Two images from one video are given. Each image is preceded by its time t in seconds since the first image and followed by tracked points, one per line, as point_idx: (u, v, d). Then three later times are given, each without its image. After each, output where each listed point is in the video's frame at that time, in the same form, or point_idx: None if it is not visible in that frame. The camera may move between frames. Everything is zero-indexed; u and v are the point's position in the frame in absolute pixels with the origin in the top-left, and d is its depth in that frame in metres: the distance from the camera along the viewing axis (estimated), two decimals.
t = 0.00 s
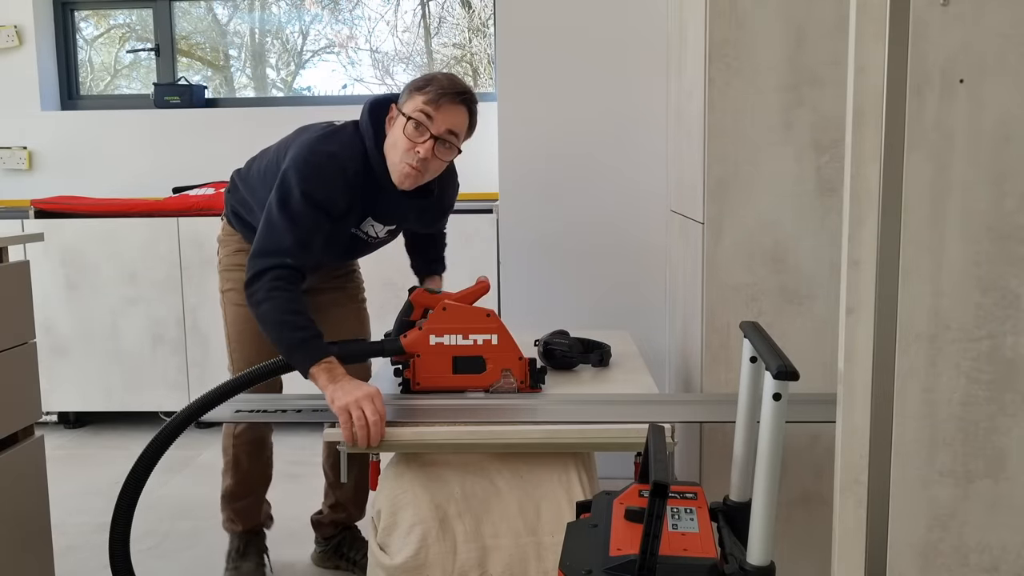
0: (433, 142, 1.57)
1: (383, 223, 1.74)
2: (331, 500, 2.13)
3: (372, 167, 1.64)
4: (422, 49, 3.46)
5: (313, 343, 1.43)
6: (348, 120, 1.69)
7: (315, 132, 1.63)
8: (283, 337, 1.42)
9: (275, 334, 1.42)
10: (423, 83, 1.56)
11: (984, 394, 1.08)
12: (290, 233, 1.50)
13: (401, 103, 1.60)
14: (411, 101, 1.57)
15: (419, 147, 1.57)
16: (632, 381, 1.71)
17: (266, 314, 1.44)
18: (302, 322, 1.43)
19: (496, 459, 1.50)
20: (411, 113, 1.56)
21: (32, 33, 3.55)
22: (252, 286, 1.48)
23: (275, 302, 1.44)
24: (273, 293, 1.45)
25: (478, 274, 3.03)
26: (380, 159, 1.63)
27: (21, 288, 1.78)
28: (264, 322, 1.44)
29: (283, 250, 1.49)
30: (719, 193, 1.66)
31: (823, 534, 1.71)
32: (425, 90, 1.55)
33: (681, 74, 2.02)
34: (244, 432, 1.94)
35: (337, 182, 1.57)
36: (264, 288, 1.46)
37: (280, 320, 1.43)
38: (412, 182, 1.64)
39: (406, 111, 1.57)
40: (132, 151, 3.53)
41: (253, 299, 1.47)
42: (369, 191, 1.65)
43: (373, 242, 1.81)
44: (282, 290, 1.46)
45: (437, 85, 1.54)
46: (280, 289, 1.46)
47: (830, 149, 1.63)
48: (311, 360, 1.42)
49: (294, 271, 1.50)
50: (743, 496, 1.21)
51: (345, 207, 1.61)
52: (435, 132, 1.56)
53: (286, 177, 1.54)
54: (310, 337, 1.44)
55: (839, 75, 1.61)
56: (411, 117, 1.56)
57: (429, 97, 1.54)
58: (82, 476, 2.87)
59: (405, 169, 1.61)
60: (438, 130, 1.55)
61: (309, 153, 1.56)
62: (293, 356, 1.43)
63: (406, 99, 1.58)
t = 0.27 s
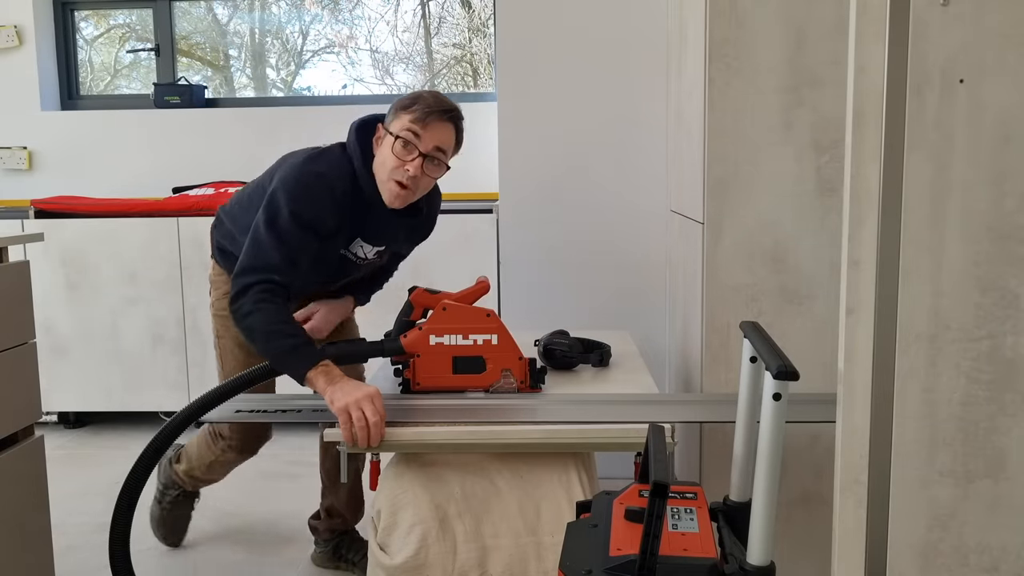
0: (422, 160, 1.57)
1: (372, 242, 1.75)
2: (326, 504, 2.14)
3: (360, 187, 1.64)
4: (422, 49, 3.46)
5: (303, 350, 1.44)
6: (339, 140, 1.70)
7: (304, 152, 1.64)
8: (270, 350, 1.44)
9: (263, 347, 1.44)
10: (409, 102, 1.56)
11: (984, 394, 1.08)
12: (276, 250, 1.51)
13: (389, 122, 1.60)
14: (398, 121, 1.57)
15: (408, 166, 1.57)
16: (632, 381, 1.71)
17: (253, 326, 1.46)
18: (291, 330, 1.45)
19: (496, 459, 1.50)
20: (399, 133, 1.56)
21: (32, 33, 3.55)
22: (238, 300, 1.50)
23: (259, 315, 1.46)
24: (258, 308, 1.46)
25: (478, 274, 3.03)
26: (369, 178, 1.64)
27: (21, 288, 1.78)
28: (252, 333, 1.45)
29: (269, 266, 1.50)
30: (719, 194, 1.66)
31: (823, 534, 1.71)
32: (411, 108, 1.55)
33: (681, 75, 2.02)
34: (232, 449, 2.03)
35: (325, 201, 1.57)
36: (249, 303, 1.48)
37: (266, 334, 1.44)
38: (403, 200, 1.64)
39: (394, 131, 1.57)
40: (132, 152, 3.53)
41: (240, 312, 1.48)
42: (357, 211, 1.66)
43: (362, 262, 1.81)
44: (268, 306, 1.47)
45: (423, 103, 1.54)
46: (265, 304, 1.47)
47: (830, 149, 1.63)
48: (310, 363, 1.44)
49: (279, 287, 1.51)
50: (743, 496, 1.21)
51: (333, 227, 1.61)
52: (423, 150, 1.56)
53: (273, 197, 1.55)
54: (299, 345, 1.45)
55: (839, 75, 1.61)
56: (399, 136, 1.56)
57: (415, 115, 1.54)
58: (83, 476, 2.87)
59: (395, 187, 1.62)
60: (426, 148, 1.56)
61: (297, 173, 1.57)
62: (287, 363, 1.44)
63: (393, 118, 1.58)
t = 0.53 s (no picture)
0: (390, 181, 1.61)
1: (345, 267, 1.76)
2: (321, 509, 2.14)
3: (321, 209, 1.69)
4: (422, 49, 3.47)
5: (297, 358, 1.45)
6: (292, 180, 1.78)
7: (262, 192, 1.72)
8: (263, 364, 1.45)
9: (254, 364, 1.45)
10: (360, 128, 1.58)
11: (984, 394, 1.08)
12: (249, 272, 1.56)
13: (342, 151, 1.62)
14: (354, 149, 1.59)
15: (380, 190, 1.61)
16: (632, 381, 1.71)
17: (243, 343, 1.47)
18: (280, 341, 1.46)
19: (496, 459, 1.50)
20: (360, 161, 1.59)
21: (32, 33, 3.55)
22: (223, 327, 1.52)
23: (244, 333, 1.48)
24: (242, 327, 1.49)
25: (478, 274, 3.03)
26: (336, 206, 1.67)
27: (20, 289, 1.78)
28: (241, 353, 1.47)
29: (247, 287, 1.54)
30: (719, 194, 1.66)
31: (823, 534, 1.71)
32: (364, 134, 1.58)
33: (681, 75, 2.02)
34: (221, 530, 1.98)
35: (287, 222, 1.62)
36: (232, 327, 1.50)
37: (254, 349, 1.46)
38: (378, 221, 1.68)
39: (353, 160, 1.60)
40: (132, 152, 3.53)
41: (228, 334, 1.50)
42: (324, 231, 1.70)
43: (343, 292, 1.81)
44: (252, 323, 1.49)
45: (376, 126, 1.57)
46: (249, 322, 1.49)
47: (830, 149, 1.63)
48: (305, 370, 1.44)
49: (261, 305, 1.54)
50: (743, 496, 1.21)
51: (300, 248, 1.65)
52: (389, 172, 1.60)
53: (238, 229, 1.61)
54: (292, 353, 1.45)
55: (839, 74, 1.61)
56: (362, 164, 1.59)
57: (372, 141, 1.57)
58: (83, 476, 2.86)
59: (369, 211, 1.65)
60: (392, 168, 1.59)
61: (256, 202, 1.63)
62: (285, 374, 1.44)
63: (347, 147, 1.60)
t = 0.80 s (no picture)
0: (350, 189, 1.68)
1: (318, 278, 1.82)
2: (322, 513, 2.14)
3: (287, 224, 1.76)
4: (422, 49, 3.47)
5: (297, 357, 1.45)
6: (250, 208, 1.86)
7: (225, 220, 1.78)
8: (267, 362, 1.45)
9: (256, 365, 1.46)
10: (311, 141, 1.65)
11: (984, 394, 1.08)
12: (234, 278, 1.59)
13: (297, 167, 1.68)
14: (309, 162, 1.66)
15: (341, 198, 1.68)
16: (632, 381, 1.71)
17: (240, 343, 1.48)
18: (279, 340, 1.47)
19: (496, 459, 1.50)
20: (317, 173, 1.65)
21: (32, 33, 3.55)
22: (219, 334, 1.52)
23: (241, 335, 1.48)
24: (239, 329, 1.49)
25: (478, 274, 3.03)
26: (299, 220, 1.73)
27: (20, 289, 1.78)
28: (241, 356, 1.47)
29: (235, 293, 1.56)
30: (718, 194, 1.66)
31: (823, 534, 1.71)
32: (317, 146, 1.64)
33: (681, 75, 2.02)
34: None
35: (257, 234, 1.69)
36: (227, 334, 1.50)
37: (255, 349, 1.46)
38: (344, 229, 1.75)
39: (310, 173, 1.66)
40: (132, 152, 3.53)
41: (224, 339, 1.51)
42: (293, 243, 1.77)
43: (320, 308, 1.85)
44: (249, 326, 1.50)
45: (327, 136, 1.64)
46: (245, 324, 1.50)
47: (830, 149, 1.63)
48: (306, 370, 1.44)
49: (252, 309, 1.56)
50: (743, 496, 1.21)
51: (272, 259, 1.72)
52: (347, 179, 1.67)
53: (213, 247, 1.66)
54: (291, 352, 1.45)
55: (839, 74, 1.61)
56: (319, 176, 1.65)
57: (326, 151, 1.64)
58: (83, 476, 2.86)
59: (334, 221, 1.71)
60: (350, 174, 1.67)
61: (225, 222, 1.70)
62: (286, 373, 1.44)
63: (302, 161, 1.66)
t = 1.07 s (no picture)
0: (325, 189, 1.71)
1: (295, 279, 1.83)
2: (324, 512, 2.12)
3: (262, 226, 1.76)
4: (422, 49, 3.47)
5: (284, 351, 1.43)
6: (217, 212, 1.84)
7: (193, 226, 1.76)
8: (255, 359, 1.42)
9: (244, 363, 1.43)
10: (285, 141, 1.67)
11: (984, 394, 1.08)
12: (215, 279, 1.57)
13: (272, 167, 1.70)
14: (284, 163, 1.68)
15: (317, 198, 1.70)
16: (632, 381, 1.71)
17: (226, 342, 1.45)
18: (264, 335, 1.45)
19: (496, 459, 1.50)
20: (292, 173, 1.68)
21: (32, 33, 3.55)
22: (201, 335, 1.48)
23: (226, 333, 1.46)
24: (224, 327, 1.47)
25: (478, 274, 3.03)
26: (275, 222, 1.75)
27: (20, 289, 1.78)
28: (227, 355, 1.44)
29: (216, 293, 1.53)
30: (718, 194, 1.66)
31: (823, 535, 1.71)
32: (291, 146, 1.67)
33: (681, 75, 2.02)
34: None
35: (233, 237, 1.68)
36: (209, 335, 1.47)
37: (242, 346, 1.43)
38: (320, 229, 1.77)
39: (284, 174, 1.69)
40: (132, 152, 3.53)
41: (207, 340, 1.47)
42: (269, 246, 1.77)
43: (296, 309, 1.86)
44: (232, 324, 1.47)
45: (300, 136, 1.67)
46: (229, 322, 1.47)
47: (830, 149, 1.63)
48: (297, 361, 1.42)
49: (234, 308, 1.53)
50: (743, 496, 1.21)
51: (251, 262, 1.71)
52: (322, 178, 1.69)
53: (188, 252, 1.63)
54: (278, 345, 1.44)
55: (839, 74, 1.61)
56: (294, 177, 1.68)
57: (300, 150, 1.67)
58: (83, 476, 2.86)
59: (309, 221, 1.74)
60: (324, 174, 1.69)
61: (198, 229, 1.68)
62: (277, 368, 1.42)
63: (276, 161, 1.69)
